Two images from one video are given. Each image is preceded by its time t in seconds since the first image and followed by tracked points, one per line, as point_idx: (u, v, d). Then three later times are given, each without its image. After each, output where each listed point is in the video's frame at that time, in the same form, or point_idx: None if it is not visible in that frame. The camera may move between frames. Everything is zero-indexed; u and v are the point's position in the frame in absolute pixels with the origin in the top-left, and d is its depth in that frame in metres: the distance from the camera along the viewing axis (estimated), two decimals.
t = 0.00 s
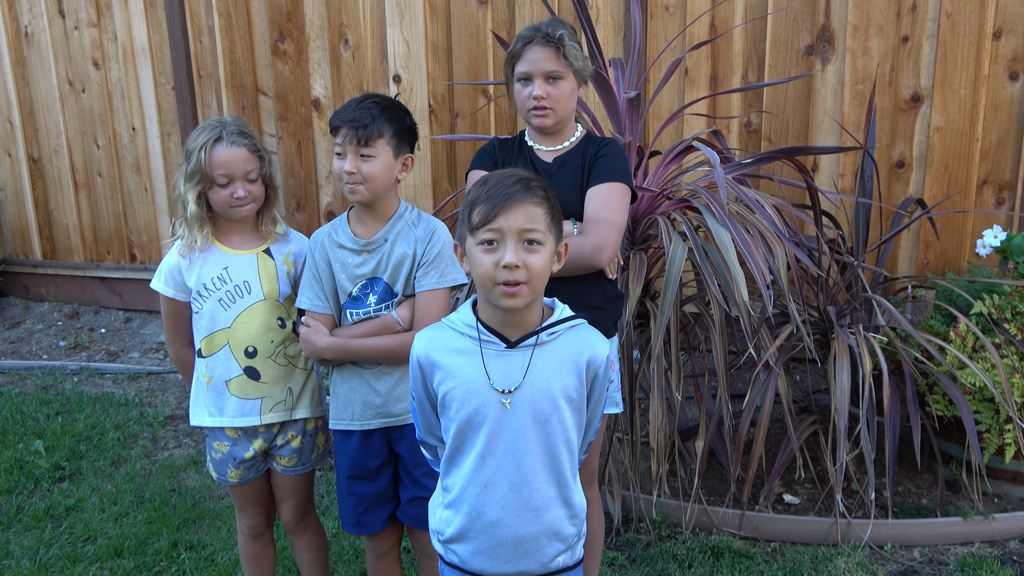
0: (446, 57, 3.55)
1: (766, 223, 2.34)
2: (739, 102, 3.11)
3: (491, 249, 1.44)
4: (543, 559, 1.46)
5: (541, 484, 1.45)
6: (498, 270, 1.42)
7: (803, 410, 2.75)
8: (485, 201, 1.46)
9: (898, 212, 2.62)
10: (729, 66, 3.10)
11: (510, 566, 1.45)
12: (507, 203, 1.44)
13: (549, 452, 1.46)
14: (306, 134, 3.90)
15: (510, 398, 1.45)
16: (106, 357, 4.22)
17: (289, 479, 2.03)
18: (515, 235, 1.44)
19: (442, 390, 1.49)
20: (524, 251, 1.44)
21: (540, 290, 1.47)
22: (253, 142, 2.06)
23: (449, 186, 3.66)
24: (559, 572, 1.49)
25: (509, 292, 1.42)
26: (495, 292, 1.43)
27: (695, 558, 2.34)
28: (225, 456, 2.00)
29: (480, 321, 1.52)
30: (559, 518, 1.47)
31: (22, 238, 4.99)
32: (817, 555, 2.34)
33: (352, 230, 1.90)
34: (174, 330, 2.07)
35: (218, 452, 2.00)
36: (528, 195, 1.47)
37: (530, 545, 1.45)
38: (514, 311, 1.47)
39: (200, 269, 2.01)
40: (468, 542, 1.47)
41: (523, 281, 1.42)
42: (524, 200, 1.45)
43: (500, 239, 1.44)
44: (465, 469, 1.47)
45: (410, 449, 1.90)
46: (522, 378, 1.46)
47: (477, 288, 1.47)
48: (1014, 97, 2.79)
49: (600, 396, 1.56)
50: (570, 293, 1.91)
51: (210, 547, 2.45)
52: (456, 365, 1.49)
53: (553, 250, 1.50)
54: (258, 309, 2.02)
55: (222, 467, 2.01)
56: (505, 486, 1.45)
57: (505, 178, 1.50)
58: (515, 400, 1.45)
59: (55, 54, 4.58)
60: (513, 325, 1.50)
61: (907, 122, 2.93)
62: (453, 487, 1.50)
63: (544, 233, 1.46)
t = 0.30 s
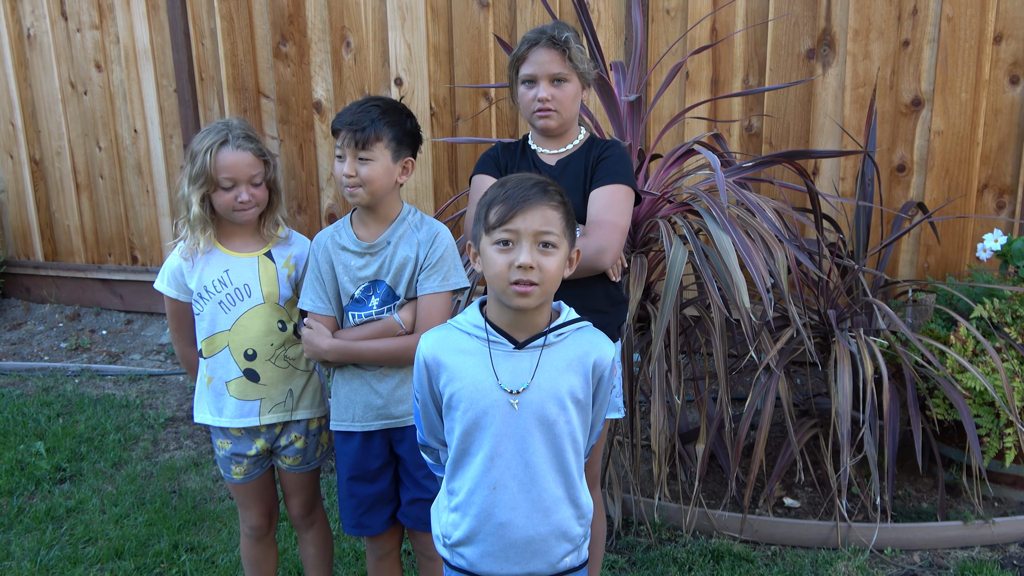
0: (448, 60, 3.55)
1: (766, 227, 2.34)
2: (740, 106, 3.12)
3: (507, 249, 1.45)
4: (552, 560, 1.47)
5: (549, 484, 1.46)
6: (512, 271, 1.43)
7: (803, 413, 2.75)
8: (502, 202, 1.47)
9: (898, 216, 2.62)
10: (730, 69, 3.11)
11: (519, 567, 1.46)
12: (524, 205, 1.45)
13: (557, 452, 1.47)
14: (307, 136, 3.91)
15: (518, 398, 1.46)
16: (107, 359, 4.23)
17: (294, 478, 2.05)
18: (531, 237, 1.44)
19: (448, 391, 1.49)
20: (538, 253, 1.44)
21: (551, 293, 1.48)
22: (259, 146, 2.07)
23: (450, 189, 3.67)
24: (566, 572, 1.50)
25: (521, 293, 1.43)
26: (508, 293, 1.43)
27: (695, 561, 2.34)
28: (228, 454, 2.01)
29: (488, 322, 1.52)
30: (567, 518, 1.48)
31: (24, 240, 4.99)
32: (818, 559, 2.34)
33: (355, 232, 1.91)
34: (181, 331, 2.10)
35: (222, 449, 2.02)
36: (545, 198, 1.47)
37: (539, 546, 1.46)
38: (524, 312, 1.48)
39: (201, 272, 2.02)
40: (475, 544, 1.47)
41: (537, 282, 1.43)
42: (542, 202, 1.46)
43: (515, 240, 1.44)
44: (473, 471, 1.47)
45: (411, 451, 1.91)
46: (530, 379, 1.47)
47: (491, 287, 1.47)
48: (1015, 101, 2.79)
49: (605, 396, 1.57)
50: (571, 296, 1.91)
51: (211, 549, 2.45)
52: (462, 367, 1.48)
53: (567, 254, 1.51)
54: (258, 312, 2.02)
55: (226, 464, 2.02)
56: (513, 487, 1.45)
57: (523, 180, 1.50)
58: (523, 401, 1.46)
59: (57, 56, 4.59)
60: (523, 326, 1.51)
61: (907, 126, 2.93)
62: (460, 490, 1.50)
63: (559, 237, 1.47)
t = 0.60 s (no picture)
0: (450, 63, 3.55)
1: (769, 232, 2.33)
2: (742, 110, 3.12)
3: (518, 255, 1.45)
4: (560, 562, 1.48)
5: (559, 487, 1.47)
6: (524, 276, 1.43)
7: (805, 418, 2.75)
8: (514, 207, 1.47)
9: (901, 220, 2.62)
10: (732, 74, 3.11)
11: (527, 568, 1.46)
12: (535, 210, 1.44)
13: (568, 456, 1.47)
14: (310, 139, 3.91)
15: (531, 401, 1.46)
16: (108, 360, 4.23)
17: (297, 478, 2.05)
18: (542, 243, 1.44)
19: (461, 392, 1.50)
20: (550, 258, 1.44)
21: (564, 297, 1.48)
22: (264, 149, 2.06)
23: (452, 192, 3.67)
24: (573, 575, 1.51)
25: (533, 298, 1.43)
26: (520, 298, 1.44)
27: (695, 566, 2.34)
28: (231, 454, 2.01)
29: (503, 324, 1.53)
30: (576, 522, 1.49)
31: (25, 241, 4.99)
32: (818, 564, 2.34)
33: (358, 235, 1.91)
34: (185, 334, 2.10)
35: (225, 449, 2.02)
36: (557, 203, 1.47)
37: (546, 548, 1.46)
38: (538, 316, 1.47)
39: (206, 271, 2.02)
40: (484, 544, 1.48)
41: (548, 287, 1.43)
42: (553, 208, 1.46)
43: (527, 246, 1.44)
44: (483, 471, 1.48)
45: (412, 453, 1.91)
46: (542, 382, 1.47)
47: (503, 292, 1.48)
48: (1017, 107, 2.79)
49: (618, 401, 1.57)
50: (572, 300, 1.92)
51: (211, 551, 2.45)
52: (476, 368, 1.49)
53: (580, 258, 1.50)
54: (262, 312, 2.02)
55: (229, 464, 2.03)
56: (523, 489, 1.46)
57: (536, 185, 1.50)
58: (535, 403, 1.46)
59: (60, 58, 4.59)
60: (539, 329, 1.50)
61: (909, 131, 2.94)
62: (470, 489, 1.51)
63: (571, 242, 1.46)
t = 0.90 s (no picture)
0: (451, 67, 3.56)
1: (769, 237, 2.33)
2: (743, 115, 3.13)
3: (531, 262, 1.45)
4: (572, 568, 1.48)
5: (572, 493, 1.47)
6: (536, 283, 1.43)
7: (806, 423, 2.75)
8: (526, 214, 1.47)
9: (901, 226, 2.62)
10: (734, 79, 3.12)
11: (539, 572, 1.47)
12: (547, 217, 1.44)
13: (582, 462, 1.48)
14: (311, 143, 3.92)
15: (546, 406, 1.47)
16: (108, 364, 4.23)
17: (300, 481, 2.04)
18: (555, 249, 1.44)
19: (478, 395, 1.52)
20: (562, 265, 1.44)
21: (578, 302, 1.48)
22: (270, 151, 2.09)
23: (453, 197, 3.67)
24: None
25: (547, 304, 1.43)
26: (533, 304, 1.44)
27: (696, 571, 2.33)
28: (235, 458, 2.01)
29: (519, 329, 1.53)
30: (589, 528, 1.49)
31: (27, 244, 4.99)
32: (819, 569, 2.33)
33: (358, 240, 1.91)
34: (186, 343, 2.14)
35: (228, 453, 2.02)
36: (568, 209, 1.47)
37: (559, 553, 1.47)
38: (554, 322, 1.48)
39: (204, 277, 2.02)
40: (498, 547, 1.50)
41: (562, 294, 1.43)
42: (564, 214, 1.46)
43: (539, 253, 1.44)
44: (498, 474, 1.49)
45: (413, 459, 1.90)
46: (558, 387, 1.48)
47: (517, 299, 1.48)
48: (1017, 112, 2.79)
49: (634, 407, 1.57)
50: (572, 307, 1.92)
51: (211, 555, 2.45)
52: (493, 372, 1.51)
53: (593, 263, 1.50)
54: (260, 317, 2.02)
55: (232, 467, 2.03)
56: (537, 494, 1.46)
57: (548, 192, 1.50)
58: (550, 409, 1.47)
59: (62, 62, 4.60)
60: (555, 335, 1.51)
61: (909, 137, 2.94)
62: (485, 492, 1.52)
63: (583, 248, 1.46)
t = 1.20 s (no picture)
0: (452, 71, 3.56)
1: (769, 241, 2.33)
2: (743, 119, 3.13)
3: (547, 267, 1.46)
4: (585, 572, 1.50)
5: (587, 498, 1.49)
6: (552, 288, 1.44)
7: (807, 427, 2.75)
8: (542, 219, 1.47)
9: (902, 229, 2.61)
10: (734, 83, 3.12)
11: None
12: (562, 222, 1.45)
13: (597, 467, 1.49)
14: (311, 146, 3.92)
15: (563, 411, 1.49)
16: (109, 367, 4.23)
17: (300, 485, 2.04)
18: (570, 255, 1.44)
19: (496, 398, 1.55)
20: (578, 270, 1.44)
21: (595, 307, 1.48)
22: (269, 155, 2.11)
23: (453, 200, 3.67)
24: None
25: (562, 309, 1.44)
26: (549, 309, 1.44)
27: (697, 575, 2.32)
28: (234, 463, 2.01)
29: (537, 334, 1.56)
30: (602, 533, 1.51)
31: (28, 247, 5.00)
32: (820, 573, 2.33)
33: (358, 243, 1.91)
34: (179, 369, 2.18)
35: (228, 457, 2.02)
36: (584, 214, 1.47)
37: (572, 557, 1.49)
38: (570, 326, 1.50)
39: (201, 280, 2.03)
40: (512, 549, 1.52)
41: (577, 299, 1.44)
42: (580, 219, 1.46)
43: (554, 258, 1.45)
44: (514, 477, 1.52)
45: (414, 463, 1.90)
46: (575, 392, 1.50)
47: (534, 304, 1.49)
48: (1018, 116, 2.79)
49: (651, 413, 1.59)
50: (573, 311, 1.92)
51: (211, 559, 2.44)
52: (510, 376, 1.54)
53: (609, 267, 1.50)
54: (254, 320, 2.01)
55: (232, 472, 2.03)
56: (552, 498, 1.48)
57: (563, 196, 1.50)
58: (567, 413, 1.49)
59: (64, 65, 4.61)
60: (572, 340, 1.53)
61: (910, 141, 2.94)
62: (500, 494, 1.55)
63: (599, 252, 1.46)
